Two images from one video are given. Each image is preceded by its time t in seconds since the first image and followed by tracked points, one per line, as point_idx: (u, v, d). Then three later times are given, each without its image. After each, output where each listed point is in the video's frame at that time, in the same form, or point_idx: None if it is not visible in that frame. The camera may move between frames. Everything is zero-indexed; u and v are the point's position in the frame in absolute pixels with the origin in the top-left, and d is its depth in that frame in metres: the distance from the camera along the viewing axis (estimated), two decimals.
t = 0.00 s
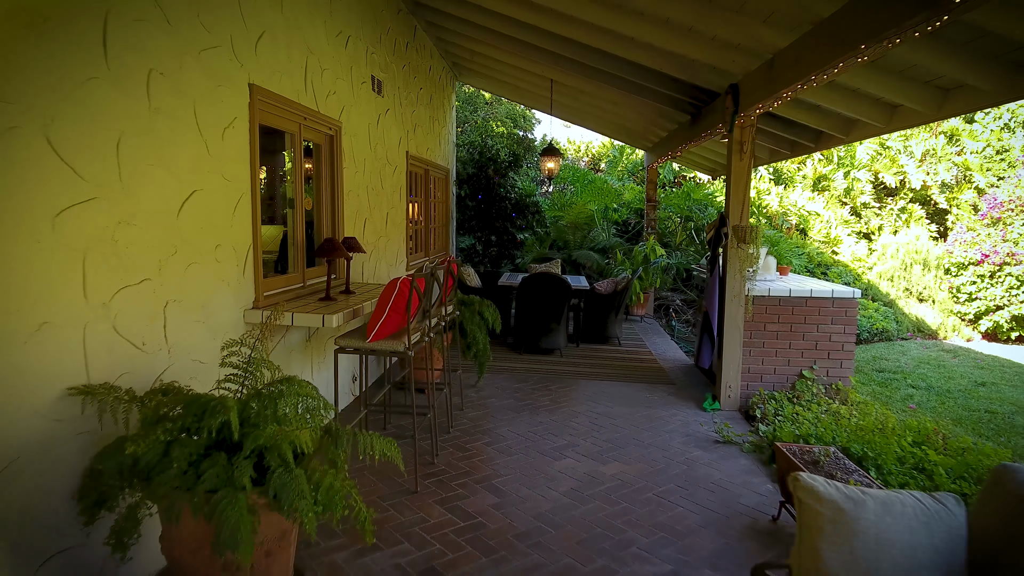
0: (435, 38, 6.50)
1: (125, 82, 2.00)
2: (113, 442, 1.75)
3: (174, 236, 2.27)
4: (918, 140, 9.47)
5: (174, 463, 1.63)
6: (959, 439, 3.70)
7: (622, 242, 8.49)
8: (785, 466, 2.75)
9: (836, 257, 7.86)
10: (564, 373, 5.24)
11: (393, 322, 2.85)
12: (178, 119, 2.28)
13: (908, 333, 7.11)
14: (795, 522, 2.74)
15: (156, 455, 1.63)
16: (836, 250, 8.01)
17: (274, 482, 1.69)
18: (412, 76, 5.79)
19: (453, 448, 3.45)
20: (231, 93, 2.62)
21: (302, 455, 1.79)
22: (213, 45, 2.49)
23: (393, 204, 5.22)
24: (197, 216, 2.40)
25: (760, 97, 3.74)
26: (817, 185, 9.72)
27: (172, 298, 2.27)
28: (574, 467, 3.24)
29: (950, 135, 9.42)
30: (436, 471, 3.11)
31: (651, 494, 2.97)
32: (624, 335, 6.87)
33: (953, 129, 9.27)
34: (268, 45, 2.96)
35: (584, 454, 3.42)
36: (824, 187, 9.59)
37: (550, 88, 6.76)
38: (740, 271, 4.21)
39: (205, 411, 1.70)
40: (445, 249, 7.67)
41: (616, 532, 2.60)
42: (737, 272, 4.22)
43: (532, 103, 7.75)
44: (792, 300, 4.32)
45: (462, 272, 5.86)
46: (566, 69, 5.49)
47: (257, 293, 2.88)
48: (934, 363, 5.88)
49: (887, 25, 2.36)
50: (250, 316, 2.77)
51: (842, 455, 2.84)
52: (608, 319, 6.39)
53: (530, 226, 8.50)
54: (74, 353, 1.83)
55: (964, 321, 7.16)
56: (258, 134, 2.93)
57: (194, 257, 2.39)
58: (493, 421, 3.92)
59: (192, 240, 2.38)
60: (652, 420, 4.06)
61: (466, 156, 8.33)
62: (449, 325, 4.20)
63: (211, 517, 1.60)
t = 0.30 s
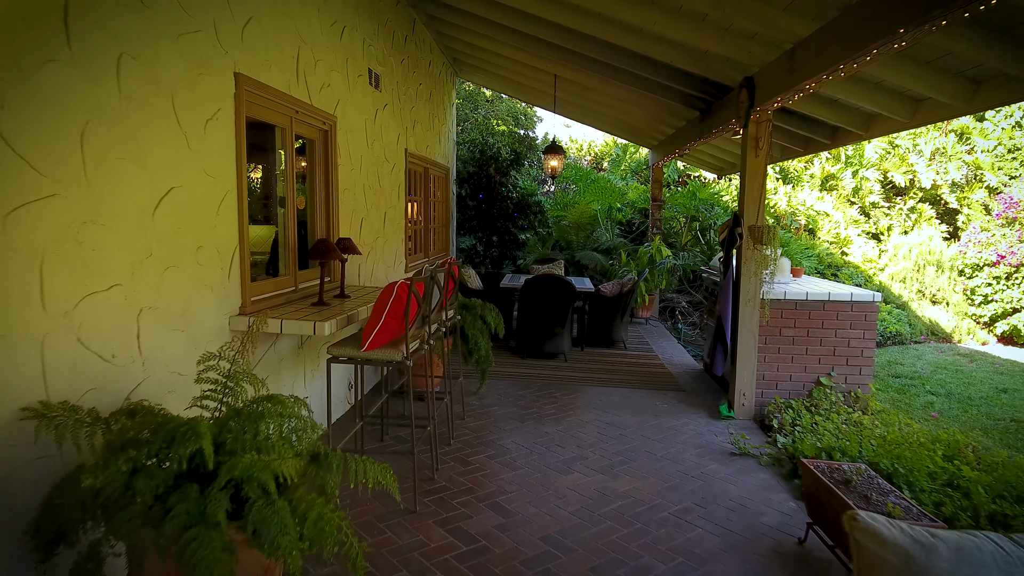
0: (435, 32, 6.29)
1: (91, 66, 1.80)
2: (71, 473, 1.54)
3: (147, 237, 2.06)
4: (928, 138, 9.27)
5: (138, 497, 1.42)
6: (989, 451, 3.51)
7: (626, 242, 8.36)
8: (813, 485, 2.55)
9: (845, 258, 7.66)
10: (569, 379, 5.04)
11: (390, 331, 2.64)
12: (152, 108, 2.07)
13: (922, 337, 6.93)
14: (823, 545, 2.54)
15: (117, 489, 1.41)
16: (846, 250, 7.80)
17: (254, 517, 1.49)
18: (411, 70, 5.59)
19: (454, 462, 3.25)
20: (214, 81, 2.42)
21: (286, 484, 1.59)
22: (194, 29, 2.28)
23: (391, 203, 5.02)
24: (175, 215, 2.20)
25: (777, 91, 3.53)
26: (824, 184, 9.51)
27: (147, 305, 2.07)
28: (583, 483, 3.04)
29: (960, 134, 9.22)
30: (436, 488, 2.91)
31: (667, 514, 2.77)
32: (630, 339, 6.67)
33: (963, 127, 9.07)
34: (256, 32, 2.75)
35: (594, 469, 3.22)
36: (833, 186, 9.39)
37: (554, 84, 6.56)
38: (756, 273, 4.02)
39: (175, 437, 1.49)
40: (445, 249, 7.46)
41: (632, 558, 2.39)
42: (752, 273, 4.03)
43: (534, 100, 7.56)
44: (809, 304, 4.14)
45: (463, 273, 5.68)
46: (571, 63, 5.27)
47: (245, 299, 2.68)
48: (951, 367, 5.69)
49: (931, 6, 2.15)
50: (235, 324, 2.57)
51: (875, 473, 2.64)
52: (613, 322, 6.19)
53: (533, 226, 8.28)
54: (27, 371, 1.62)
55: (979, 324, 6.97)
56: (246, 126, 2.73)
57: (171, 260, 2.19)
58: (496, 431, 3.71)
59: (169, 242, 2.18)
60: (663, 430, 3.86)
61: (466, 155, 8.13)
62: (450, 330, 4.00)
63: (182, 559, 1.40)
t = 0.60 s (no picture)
0: (433, 25, 6.08)
1: (44, 44, 1.59)
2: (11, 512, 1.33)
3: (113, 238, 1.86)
4: (937, 136, 9.06)
5: (82, 544, 1.21)
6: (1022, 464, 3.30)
7: (630, 242, 8.17)
8: (845, 508, 2.34)
9: (856, 259, 7.48)
10: (574, 385, 4.83)
11: (383, 339, 2.45)
12: (117, 96, 1.85)
13: (935, 340, 6.73)
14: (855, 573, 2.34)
15: (59, 534, 1.21)
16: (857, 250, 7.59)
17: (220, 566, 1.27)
18: (409, 64, 5.38)
19: (454, 477, 3.05)
20: (190, 67, 2.21)
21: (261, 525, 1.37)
22: (168, 9, 2.08)
23: (388, 202, 4.80)
24: (144, 213, 1.99)
25: (797, 82, 3.32)
26: (832, 184, 9.31)
27: (112, 313, 1.86)
28: (592, 502, 2.83)
29: (971, 132, 9.01)
30: (435, 508, 2.71)
31: (683, 537, 2.57)
32: (635, 342, 6.47)
33: (974, 124, 8.84)
34: (240, 15, 2.55)
35: (603, 485, 3.01)
36: (841, 185, 9.18)
37: (557, 80, 6.36)
38: (772, 275, 3.83)
39: (128, 471, 1.27)
40: (445, 250, 7.26)
41: None
42: (768, 275, 3.84)
43: (537, 96, 7.35)
44: (827, 308, 3.92)
45: (463, 274, 5.50)
46: (575, 57, 5.06)
47: (226, 305, 2.46)
48: (970, 372, 5.49)
49: None
50: (214, 331, 2.36)
51: (913, 495, 2.40)
52: (618, 325, 5.98)
53: (535, 227, 8.08)
54: None
55: (994, 327, 6.77)
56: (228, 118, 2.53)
57: (141, 262, 1.99)
58: (498, 443, 3.51)
59: (139, 243, 1.97)
60: (674, 442, 3.65)
61: (466, 153, 7.92)
62: (451, 335, 3.80)
63: None
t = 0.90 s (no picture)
0: (431, 17, 5.86)
1: None
2: None
3: (63, 238, 1.64)
4: (947, 135, 8.86)
5: None
6: None
7: (633, 242, 7.96)
8: (883, 537, 2.14)
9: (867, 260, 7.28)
10: (578, 393, 4.61)
11: (373, 351, 2.23)
12: (64, 75, 1.61)
13: (949, 344, 6.53)
14: None
15: None
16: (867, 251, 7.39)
17: None
18: (406, 57, 5.17)
19: (451, 496, 2.83)
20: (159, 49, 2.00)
21: None
22: None
23: (383, 201, 4.59)
24: (104, 210, 1.78)
25: (819, 72, 3.07)
26: (840, 183, 9.09)
27: (64, 322, 1.65)
28: (601, 525, 2.61)
29: (982, 130, 8.79)
30: (430, 532, 2.49)
31: (701, 564, 2.35)
32: (640, 346, 6.25)
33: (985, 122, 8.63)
34: None
35: (612, 505, 2.80)
36: (848, 184, 8.98)
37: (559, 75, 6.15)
38: (789, 278, 3.63)
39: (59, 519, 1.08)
40: (443, 251, 7.03)
41: None
42: (785, 277, 3.65)
43: (538, 92, 7.14)
44: (846, 312, 3.71)
45: (462, 275, 5.30)
46: (579, 49, 4.83)
47: (200, 313, 2.24)
48: (990, 378, 5.27)
49: None
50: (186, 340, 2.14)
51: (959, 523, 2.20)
52: (622, 329, 5.77)
53: (536, 227, 7.87)
54: None
55: (1011, 331, 6.54)
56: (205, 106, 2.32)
57: (100, 265, 1.77)
58: (499, 457, 3.29)
59: (96, 243, 1.75)
60: (686, 455, 3.43)
61: (465, 150, 7.69)
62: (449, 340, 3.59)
63: None
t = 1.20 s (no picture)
0: (428, 8, 5.63)
1: None
2: None
3: None
4: (958, 132, 8.63)
5: None
6: None
7: (637, 243, 7.73)
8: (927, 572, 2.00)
9: (879, 261, 7.08)
10: (582, 402, 4.38)
11: (359, 364, 1.99)
12: None
13: (966, 348, 6.29)
14: None
15: None
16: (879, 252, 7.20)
17: None
18: (401, 50, 4.95)
19: (447, 519, 2.60)
20: (115, 26, 1.77)
21: None
22: None
23: (376, 200, 4.35)
24: (46, 207, 1.55)
25: (845, 60, 2.83)
26: (849, 182, 8.86)
27: None
28: (610, 553, 2.39)
29: (994, 127, 8.56)
30: (423, 564, 2.25)
31: None
32: (646, 351, 6.02)
33: (998, 119, 8.37)
34: None
35: (622, 529, 2.57)
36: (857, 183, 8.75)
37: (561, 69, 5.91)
38: (809, 282, 3.41)
39: None
40: (441, 252, 6.80)
41: None
42: (805, 281, 3.43)
43: (539, 88, 6.91)
44: (869, 318, 3.48)
45: (460, 277, 5.08)
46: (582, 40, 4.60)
47: (166, 325, 2.01)
48: (1013, 385, 5.04)
49: None
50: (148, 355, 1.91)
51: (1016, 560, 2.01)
52: (627, 333, 5.54)
53: (537, 227, 7.64)
54: None
55: None
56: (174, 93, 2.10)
57: (40, 270, 1.54)
58: (499, 474, 3.06)
59: (34, 244, 1.52)
60: (699, 472, 3.20)
61: (464, 148, 7.44)
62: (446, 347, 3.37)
63: None
